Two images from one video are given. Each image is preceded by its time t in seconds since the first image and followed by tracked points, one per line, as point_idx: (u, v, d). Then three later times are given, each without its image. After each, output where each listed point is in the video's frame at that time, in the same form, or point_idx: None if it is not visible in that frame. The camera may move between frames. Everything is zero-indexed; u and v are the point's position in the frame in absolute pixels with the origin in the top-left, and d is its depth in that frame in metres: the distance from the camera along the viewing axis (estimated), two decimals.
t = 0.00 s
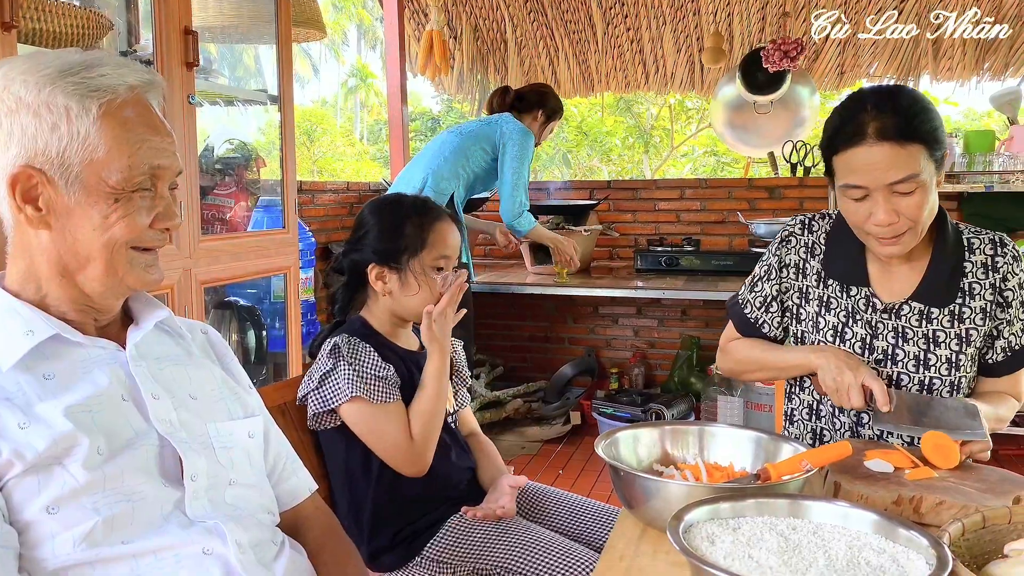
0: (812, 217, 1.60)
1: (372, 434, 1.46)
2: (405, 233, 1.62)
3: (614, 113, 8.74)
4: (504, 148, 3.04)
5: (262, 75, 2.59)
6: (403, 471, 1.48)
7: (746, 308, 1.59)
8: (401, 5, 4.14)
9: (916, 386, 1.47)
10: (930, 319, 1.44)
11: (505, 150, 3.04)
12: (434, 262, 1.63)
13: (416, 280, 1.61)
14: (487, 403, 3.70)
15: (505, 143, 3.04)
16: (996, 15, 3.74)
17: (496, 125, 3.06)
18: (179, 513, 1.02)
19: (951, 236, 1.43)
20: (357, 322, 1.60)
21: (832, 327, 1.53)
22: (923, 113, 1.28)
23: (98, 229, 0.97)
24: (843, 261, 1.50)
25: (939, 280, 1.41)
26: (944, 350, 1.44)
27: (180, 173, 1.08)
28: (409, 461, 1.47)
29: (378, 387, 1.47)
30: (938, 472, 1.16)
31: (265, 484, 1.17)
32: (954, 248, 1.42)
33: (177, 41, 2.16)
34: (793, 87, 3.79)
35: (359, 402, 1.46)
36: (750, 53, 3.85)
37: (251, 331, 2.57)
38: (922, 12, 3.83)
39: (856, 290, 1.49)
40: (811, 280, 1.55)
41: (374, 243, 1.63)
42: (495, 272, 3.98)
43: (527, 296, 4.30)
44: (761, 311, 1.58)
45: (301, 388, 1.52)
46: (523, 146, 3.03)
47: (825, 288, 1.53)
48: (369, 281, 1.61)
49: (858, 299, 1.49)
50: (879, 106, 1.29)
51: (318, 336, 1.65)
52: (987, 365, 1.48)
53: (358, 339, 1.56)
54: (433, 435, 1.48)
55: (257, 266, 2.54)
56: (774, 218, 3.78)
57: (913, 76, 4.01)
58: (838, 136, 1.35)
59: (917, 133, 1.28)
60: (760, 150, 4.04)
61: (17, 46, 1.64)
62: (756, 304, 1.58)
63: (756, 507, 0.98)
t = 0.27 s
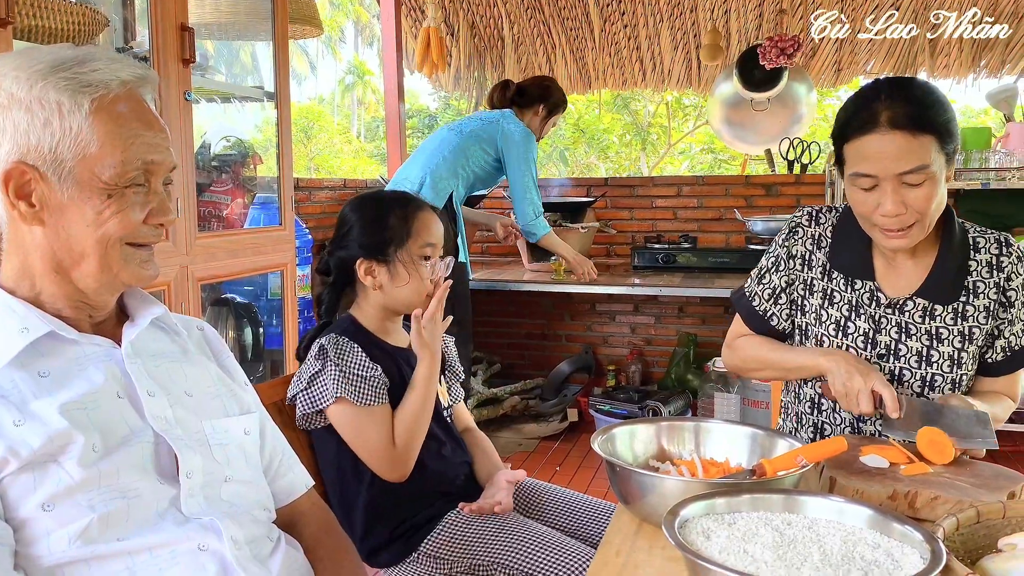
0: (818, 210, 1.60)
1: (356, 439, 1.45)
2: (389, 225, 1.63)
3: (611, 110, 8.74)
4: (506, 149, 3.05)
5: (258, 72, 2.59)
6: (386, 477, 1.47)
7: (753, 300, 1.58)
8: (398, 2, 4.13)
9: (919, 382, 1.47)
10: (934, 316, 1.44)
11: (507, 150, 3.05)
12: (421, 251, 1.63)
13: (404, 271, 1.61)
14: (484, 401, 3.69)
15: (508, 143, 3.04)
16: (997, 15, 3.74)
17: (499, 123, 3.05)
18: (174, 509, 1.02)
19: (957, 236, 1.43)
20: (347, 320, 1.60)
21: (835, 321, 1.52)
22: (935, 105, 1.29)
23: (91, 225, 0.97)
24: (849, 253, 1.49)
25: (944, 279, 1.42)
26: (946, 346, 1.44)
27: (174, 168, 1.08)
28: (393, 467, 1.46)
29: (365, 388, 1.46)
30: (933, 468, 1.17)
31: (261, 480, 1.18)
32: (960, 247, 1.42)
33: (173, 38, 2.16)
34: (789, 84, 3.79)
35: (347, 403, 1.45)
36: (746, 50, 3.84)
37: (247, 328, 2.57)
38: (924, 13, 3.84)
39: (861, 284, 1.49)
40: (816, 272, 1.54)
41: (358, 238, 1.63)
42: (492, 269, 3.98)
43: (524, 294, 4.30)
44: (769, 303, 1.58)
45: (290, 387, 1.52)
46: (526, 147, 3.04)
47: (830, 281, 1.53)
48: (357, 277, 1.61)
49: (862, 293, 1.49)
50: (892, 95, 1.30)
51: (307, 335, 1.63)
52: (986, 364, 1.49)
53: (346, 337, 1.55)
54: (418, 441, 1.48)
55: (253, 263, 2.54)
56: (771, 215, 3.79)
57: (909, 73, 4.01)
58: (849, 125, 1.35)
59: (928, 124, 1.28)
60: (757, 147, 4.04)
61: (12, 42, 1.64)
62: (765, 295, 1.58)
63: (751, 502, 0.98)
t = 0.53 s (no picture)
0: (820, 206, 1.62)
1: (353, 435, 1.46)
2: (370, 221, 1.63)
3: (609, 108, 8.75)
4: (505, 149, 3.05)
5: (255, 70, 2.59)
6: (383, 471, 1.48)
7: (763, 299, 1.58)
8: None
9: (917, 376, 1.48)
10: (934, 311, 1.44)
11: (506, 149, 3.05)
12: (404, 245, 1.63)
13: (387, 266, 1.61)
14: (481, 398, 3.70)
15: (506, 142, 3.04)
16: (995, 15, 3.74)
17: (498, 122, 3.05)
18: (171, 506, 1.02)
19: (957, 235, 1.44)
20: (336, 319, 1.60)
21: (835, 314, 1.53)
22: (933, 85, 1.35)
23: (87, 224, 0.97)
24: (851, 247, 1.50)
25: (943, 276, 1.42)
26: (946, 341, 1.45)
27: (169, 165, 1.08)
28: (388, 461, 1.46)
29: (355, 384, 1.47)
30: (926, 464, 1.17)
31: (258, 477, 1.18)
32: (959, 246, 1.43)
33: (169, 35, 2.16)
34: (786, 82, 3.80)
35: (337, 400, 1.46)
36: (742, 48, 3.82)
37: (244, 325, 2.58)
38: (922, 13, 3.85)
39: (863, 277, 1.50)
40: (817, 266, 1.55)
41: (343, 235, 1.63)
42: (489, 266, 3.98)
43: (521, 291, 4.31)
44: (779, 300, 1.57)
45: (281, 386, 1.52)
46: (525, 147, 3.05)
47: (831, 275, 1.53)
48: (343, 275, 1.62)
49: (864, 286, 1.50)
50: (892, 75, 1.37)
51: (295, 336, 1.63)
52: (983, 362, 1.49)
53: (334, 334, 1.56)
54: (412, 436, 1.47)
55: (250, 261, 2.54)
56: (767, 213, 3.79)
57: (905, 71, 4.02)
58: (851, 105, 1.42)
59: (924, 103, 1.34)
60: (753, 145, 4.06)
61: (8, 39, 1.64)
62: (773, 293, 1.57)
63: (744, 498, 0.99)
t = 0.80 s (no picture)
0: (810, 207, 1.63)
1: (360, 391, 1.48)
2: (360, 221, 1.62)
3: (606, 106, 8.75)
4: (501, 145, 3.04)
5: (252, 68, 2.59)
6: (403, 418, 1.48)
7: (757, 299, 1.60)
8: None
9: (911, 370, 1.48)
10: (927, 305, 1.45)
11: (501, 145, 3.04)
12: (394, 246, 1.63)
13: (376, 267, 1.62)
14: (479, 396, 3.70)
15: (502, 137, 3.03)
16: (994, 15, 3.75)
17: (495, 118, 3.06)
18: (168, 501, 1.03)
19: (948, 230, 1.45)
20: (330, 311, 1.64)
21: (829, 311, 1.53)
22: (927, 73, 1.42)
23: (89, 219, 0.98)
24: (845, 245, 1.51)
25: (936, 271, 1.43)
26: (939, 335, 1.46)
27: (166, 159, 1.08)
28: (406, 401, 1.47)
29: (353, 347, 1.52)
30: (920, 459, 1.18)
31: (255, 473, 1.18)
32: (950, 241, 1.44)
33: (167, 33, 2.15)
34: (783, 80, 3.81)
35: (337, 364, 1.49)
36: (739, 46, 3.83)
37: (242, 324, 2.58)
38: (920, 11, 3.81)
39: (857, 273, 1.50)
40: (809, 265, 1.56)
41: (332, 234, 1.63)
42: (487, 264, 3.99)
43: (519, 290, 4.31)
44: (773, 300, 1.59)
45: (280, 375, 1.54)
46: (520, 142, 3.04)
47: (824, 272, 1.54)
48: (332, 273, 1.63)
49: (858, 282, 1.50)
50: (888, 64, 1.43)
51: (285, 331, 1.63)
52: (975, 358, 1.50)
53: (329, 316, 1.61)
54: (422, 379, 1.51)
55: (248, 258, 2.54)
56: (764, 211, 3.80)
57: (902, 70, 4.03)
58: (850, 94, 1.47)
59: (918, 89, 1.40)
60: (751, 143, 4.07)
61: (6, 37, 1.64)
62: (767, 293, 1.59)
63: (738, 494, 0.99)
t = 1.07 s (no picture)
0: (800, 207, 1.65)
1: (354, 383, 1.48)
2: (368, 220, 1.63)
3: (605, 105, 8.77)
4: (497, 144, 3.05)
5: (251, 66, 2.60)
6: (395, 412, 1.49)
7: (746, 299, 1.62)
8: None
9: (902, 363, 1.49)
10: (917, 299, 1.47)
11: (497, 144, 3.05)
12: (401, 244, 1.65)
13: (385, 264, 1.63)
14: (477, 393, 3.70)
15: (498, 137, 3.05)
16: (993, 14, 3.76)
17: (491, 117, 3.08)
18: (171, 492, 1.04)
19: (936, 225, 1.47)
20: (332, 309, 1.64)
21: (821, 307, 1.54)
22: (921, 71, 1.43)
23: (94, 213, 0.99)
24: (834, 243, 1.53)
25: (925, 265, 1.45)
26: (929, 328, 1.47)
27: (167, 154, 1.10)
28: (398, 395, 1.48)
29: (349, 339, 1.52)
30: (914, 454, 1.20)
31: (256, 465, 1.20)
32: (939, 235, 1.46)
33: (168, 32, 2.17)
34: (781, 78, 3.82)
35: (332, 356, 1.50)
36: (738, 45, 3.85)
37: (242, 321, 2.59)
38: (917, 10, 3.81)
39: (847, 269, 1.52)
40: (798, 264, 1.57)
41: (340, 232, 1.64)
42: (485, 262, 4.00)
43: (517, 288, 4.32)
44: (762, 300, 1.61)
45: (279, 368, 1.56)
46: (517, 142, 3.05)
47: (814, 270, 1.55)
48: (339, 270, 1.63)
49: (849, 278, 1.51)
50: (883, 60, 1.45)
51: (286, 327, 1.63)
52: (967, 351, 1.51)
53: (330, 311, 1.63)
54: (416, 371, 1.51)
55: (248, 256, 2.55)
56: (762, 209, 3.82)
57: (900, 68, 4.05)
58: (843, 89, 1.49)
59: (912, 84, 1.42)
60: (749, 141, 4.08)
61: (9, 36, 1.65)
62: (757, 293, 1.61)
63: (734, 487, 1.01)
